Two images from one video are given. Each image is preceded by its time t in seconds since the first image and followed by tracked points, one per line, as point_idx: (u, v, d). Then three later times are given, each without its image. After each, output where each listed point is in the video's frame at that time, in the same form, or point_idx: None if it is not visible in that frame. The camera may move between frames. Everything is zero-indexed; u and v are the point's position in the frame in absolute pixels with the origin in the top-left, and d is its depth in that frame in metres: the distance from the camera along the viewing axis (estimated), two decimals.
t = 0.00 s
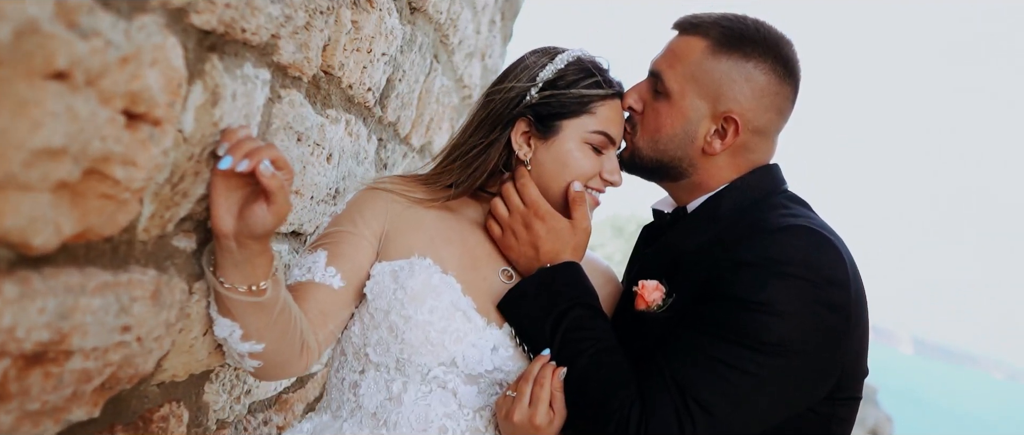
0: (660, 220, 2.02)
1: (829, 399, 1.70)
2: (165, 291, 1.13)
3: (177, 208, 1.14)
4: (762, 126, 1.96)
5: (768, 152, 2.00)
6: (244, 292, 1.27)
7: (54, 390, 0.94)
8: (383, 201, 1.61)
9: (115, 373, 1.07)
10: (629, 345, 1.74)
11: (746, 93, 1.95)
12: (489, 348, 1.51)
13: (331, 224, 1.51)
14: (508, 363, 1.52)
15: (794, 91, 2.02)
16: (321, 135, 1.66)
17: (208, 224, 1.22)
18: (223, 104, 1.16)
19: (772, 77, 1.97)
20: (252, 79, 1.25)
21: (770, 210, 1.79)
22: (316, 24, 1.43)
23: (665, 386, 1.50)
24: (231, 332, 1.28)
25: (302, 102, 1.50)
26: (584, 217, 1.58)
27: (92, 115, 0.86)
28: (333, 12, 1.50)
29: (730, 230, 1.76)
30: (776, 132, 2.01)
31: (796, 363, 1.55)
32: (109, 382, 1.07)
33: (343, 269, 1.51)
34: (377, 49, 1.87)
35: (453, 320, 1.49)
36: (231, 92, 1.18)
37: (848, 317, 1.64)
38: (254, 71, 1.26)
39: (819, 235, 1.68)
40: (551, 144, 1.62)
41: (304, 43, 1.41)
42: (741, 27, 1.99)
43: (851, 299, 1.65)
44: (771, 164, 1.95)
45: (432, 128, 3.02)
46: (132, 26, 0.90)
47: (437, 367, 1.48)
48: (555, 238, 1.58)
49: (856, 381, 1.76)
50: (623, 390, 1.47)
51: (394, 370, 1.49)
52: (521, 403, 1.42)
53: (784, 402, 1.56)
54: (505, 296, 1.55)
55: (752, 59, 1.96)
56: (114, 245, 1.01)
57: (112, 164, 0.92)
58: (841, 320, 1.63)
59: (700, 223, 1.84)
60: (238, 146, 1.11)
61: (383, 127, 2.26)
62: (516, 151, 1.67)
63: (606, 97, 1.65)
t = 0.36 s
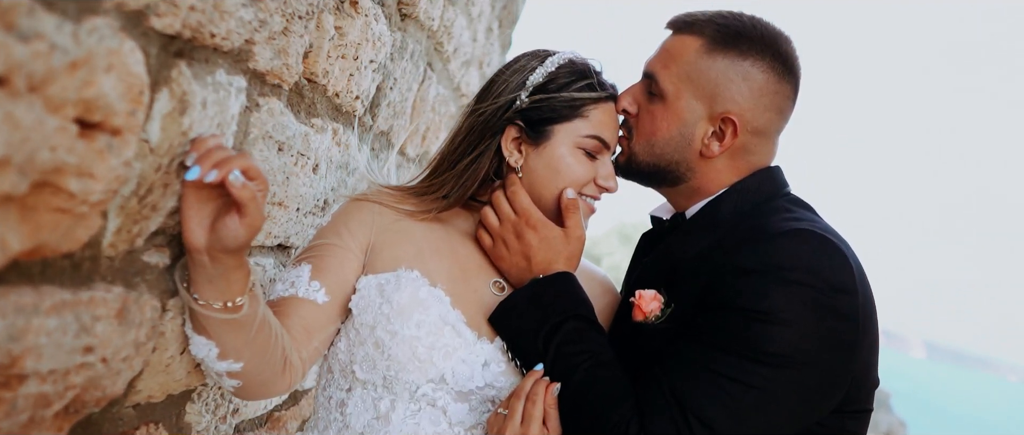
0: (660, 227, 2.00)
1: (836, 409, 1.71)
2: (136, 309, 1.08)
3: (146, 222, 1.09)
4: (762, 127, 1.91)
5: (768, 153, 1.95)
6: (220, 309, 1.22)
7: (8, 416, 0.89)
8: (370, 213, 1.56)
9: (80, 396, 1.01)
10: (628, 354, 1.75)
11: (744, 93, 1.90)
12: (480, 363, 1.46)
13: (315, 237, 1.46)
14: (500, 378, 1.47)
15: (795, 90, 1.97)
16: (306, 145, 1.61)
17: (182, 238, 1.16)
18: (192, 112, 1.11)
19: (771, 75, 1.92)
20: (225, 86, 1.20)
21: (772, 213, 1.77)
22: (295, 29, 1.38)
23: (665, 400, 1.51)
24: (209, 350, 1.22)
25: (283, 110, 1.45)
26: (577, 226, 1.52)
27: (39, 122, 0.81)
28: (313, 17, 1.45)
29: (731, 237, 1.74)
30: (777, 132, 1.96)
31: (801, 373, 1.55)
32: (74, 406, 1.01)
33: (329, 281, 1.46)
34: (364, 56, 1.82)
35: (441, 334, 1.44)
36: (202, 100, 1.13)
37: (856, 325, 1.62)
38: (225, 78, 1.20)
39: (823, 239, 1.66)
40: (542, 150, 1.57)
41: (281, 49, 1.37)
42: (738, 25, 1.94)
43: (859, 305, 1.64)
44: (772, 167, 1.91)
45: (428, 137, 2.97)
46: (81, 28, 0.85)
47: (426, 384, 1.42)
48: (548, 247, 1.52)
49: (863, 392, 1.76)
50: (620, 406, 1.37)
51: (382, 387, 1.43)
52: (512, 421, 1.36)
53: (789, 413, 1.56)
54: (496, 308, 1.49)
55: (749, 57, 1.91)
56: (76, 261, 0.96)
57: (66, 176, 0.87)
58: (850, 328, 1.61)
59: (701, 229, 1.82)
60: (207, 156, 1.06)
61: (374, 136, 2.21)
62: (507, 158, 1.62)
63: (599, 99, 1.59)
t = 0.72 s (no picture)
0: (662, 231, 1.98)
1: (852, 418, 1.66)
2: (102, 329, 1.03)
3: (112, 237, 1.03)
4: (764, 123, 1.88)
5: (772, 149, 1.92)
6: (195, 327, 1.16)
7: None
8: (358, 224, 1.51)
9: (44, 425, 0.95)
10: (630, 362, 1.72)
11: (745, 88, 1.88)
12: (473, 379, 1.39)
13: (302, 250, 1.41)
14: (494, 394, 1.41)
15: (796, 83, 1.94)
16: (291, 155, 1.56)
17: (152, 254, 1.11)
18: (157, 121, 1.05)
19: (771, 69, 1.89)
20: (195, 94, 1.15)
21: (778, 213, 1.72)
22: (273, 34, 1.33)
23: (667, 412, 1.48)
24: (183, 370, 1.17)
25: (264, 119, 1.40)
26: (572, 232, 1.47)
27: None
28: (293, 21, 1.40)
29: (736, 239, 1.70)
30: (779, 128, 1.93)
31: (810, 381, 1.50)
32: None
33: (315, 296, 1.41)
34: (352, 63, 1.77)
35: (431, 349, 1.38)
36: (169, 109, 1.08)
37: (869, 330, 1.57)
38: (195, 87, 1.15)
39: (830, 238, 1.61)
40: (534, 152, 1.52)
41: (258, 55, 1.31)
42: (737, 19, 1.92)
43: (873, 309, 1.58)
44: (776, 165, 1.88)
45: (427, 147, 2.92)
46: (19, 33, 0.80)
47: (416, 402, 1.37)
48: (542, 256, 1.46)
49: (882, 401, 1.71)
50: (621, 417, 1.29)
51: (371, 406, 1.38)
52: None
53: (801, 422, 1.51)
54: (489, 323, 1.43)
55: (749, 51, 1.89)
56: (32, 280, 0.91)
57: (12, 190, 0.82)
58: (863, 333, 1.56)
59: (706, 233, 1.78)
60: (172, 166, 1.01)
61: (368, 146, 2.16)
62: (499, 163, 1.58)
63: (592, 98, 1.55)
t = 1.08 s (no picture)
0: (666, 232, 1.94)
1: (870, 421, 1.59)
2: (70, 348, 0.98)
3: (77, 253, 0.99)
4: (769, 113, 1.83)
5: (779, 141, 1.86)
6: (170, 344, 1.13)
7: None
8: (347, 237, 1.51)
9: None
10: (636, 367, 1.66)
11: (747, 77, 1.83)
12: (466, 390, 1.37)
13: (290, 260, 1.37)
14: (489, 405, 1.38)
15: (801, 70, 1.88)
16: (277, 163, 1.51)
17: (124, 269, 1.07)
18: (121, 129, 1.00)
19: (773, 56, 1.84)
20: (165, 101, 1.10)
21: (787, 207, 1.66)
22: (249, 38, 1.29)
23: (673, 420, 1.42)
24: (161, 387, 1.13)
25: (244, 126, 1.36)
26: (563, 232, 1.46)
27: None
28: (272, 25, 1.36)
29: (742, 235, 1.64)
30: (786, 118, 1.87)
31: (825, 384, 1.44)
32: None
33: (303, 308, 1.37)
34: (341, 67, 1.73)
35: (421, 359, 1.37)
36: (135, 116, 1.03)
37: (884, 328, 1.50)
38: (164, 92, 1.10)
39: (840, 232, 1.54)
40: (526, 151, 1.55)
41: (234, 60, 1.27)
42: (734, 7, 1.88)
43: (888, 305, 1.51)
44: (784, 158, 1.81)
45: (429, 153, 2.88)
46: None
47: (407, 416, 1.34)
48: (533, 259, 1.44)
49: (901, 403, 1.64)
50: (621, 427, 1.23)
51: (361, 420, 1.35)
52: None
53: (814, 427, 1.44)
54: (483, 325, 1.40)
55: (749, 38, 1.84)
56: None
57: None
58: (878, 331, 1.49)
59: (713, 231, 1.73)
60: (136, 174, 0.97)
61: (363, 153, 2.12)
62: (490, 163, 1.60)
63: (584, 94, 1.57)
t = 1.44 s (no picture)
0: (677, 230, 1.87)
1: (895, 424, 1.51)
2: (34, 371, 0.93)
3: (40, 271, 0.94)
4: (776, 99, 1.77)
5: (788, 127, 1.79)
6: (143, 362, 1.09)
7: None
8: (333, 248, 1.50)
9: None
10: (642, 369, 1.61)
11: (751, 62, 1.77)
12: (459, 400, 1.35)
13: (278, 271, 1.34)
14: (484, 416, 1.36)
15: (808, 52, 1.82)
16: (263, 172, 1.47)
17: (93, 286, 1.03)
18: (81, 140, 0.95)
19: (777, 39, 1.78)
20: (131, 110, 1.06)
21: (798, 200, 1.59)
22: (223, 43, 1.25)
23: (681, 425, 1.37)
24: (139, 409, 1.09)
25: (223, 135, 1.31)
26: (555, 231, 1.46)
27: None
28: (247, 29, 1.32)
29: (751, 228, 1.58)
30: (794, 102, 1.80)
31: (843, 386, 1.37)
32: None
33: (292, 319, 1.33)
34: (328, 73, 1.68)
35: (410, 370, 1.35)
36: (98, 127, 0.98)
37: (907, 326, 1.43)
38: (130, 100, 1.06)
39: (856, 223, 1.48)
40: (515, 148, 1.55)
41: (207, 67, 1.23)
42: None
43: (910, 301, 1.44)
44: (795, 149, 1.74)
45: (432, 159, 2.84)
46: None
47: (398, 428, 1.32)
48: (525, 260, 1.43)
49: (927, 403, 1.56)
50: None
51: None
52: None
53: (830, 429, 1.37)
54: (475, 334, 1.35)
55: (751, 21, 1.78)
56: None
57: None
58: (900, 329, 1.42)
59: (722, 226, 1.66)
60: (95, 185, 0.92)
61: (359, 161, 2.08)
62: (478, 163, 1.61)
63: (573, 89, 1.58)
